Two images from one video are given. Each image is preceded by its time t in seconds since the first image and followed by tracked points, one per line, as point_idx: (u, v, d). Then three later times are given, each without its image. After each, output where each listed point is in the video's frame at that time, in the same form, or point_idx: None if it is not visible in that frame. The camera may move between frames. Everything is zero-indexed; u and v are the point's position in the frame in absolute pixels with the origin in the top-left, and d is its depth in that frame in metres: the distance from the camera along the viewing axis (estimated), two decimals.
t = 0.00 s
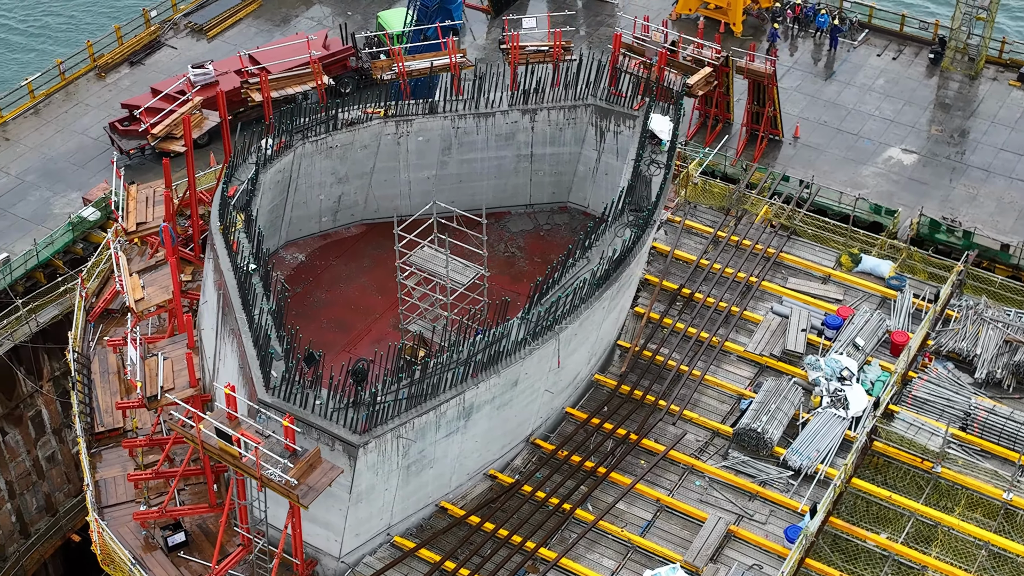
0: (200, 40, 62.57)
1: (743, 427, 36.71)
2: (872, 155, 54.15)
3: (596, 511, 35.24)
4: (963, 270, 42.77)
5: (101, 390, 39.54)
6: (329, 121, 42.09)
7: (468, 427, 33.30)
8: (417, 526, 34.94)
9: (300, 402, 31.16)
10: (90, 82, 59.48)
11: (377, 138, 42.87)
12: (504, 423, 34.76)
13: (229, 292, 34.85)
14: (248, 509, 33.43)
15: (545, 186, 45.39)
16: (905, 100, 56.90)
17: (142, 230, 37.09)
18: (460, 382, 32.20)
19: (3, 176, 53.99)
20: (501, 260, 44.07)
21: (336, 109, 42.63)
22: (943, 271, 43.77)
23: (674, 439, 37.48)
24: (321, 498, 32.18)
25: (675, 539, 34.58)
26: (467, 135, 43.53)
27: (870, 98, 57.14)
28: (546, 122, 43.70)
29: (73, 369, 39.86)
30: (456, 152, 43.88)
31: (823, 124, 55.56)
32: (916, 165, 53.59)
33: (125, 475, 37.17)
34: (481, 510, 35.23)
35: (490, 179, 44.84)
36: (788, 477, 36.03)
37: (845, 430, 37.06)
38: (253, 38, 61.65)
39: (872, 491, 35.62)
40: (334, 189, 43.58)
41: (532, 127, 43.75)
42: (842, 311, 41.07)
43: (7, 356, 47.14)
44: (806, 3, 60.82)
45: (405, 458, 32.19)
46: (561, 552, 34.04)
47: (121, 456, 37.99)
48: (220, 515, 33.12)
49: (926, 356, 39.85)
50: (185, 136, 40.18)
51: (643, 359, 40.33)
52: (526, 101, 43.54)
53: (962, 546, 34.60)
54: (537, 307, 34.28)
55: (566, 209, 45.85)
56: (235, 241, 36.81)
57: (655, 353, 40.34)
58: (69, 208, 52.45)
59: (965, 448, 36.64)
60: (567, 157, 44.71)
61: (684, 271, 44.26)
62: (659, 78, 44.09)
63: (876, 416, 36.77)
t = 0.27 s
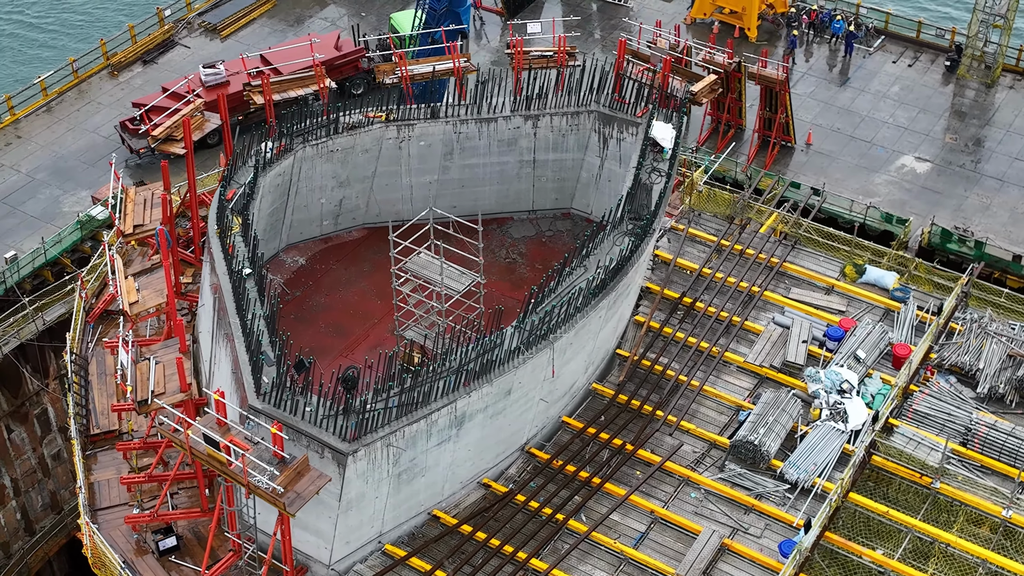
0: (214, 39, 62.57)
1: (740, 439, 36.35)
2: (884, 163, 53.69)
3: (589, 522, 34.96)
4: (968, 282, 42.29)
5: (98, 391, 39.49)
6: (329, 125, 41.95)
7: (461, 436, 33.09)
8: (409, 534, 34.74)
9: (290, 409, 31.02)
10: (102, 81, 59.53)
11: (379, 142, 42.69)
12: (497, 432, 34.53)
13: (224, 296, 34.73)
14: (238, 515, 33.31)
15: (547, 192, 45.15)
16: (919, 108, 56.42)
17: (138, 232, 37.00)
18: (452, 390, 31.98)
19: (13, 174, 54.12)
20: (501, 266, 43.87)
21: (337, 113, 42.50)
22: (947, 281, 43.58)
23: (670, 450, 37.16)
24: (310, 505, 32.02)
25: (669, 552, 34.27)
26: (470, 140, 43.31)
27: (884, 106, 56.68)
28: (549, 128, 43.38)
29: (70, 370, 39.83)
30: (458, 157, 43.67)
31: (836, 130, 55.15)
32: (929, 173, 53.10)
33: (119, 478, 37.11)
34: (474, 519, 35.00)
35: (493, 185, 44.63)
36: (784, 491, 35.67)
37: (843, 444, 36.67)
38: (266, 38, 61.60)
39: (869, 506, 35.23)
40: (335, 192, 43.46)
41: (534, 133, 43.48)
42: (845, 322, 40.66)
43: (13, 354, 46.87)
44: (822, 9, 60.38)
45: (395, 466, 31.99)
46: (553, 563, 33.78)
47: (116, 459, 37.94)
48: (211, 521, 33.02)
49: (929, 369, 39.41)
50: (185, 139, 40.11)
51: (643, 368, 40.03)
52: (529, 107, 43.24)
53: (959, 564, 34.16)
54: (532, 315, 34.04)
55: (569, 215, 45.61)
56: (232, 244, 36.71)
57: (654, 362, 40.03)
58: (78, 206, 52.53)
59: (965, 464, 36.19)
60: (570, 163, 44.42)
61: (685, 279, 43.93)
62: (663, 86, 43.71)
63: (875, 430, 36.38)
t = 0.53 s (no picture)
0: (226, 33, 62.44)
1: (736, 446, 36.01)
2: (896, 166, 53.19)
3: (582, 527, 34.70)
4: (972, 290, 41.82)
5: (94, 387, 39.41)
6: (329, 123, 41.80)
7: (452, 439, 32.87)
8: (400, 537, 34.55)
9: (280, 410, 30.88)
10: (114, 75, 59.49)
11: (379, 141, 42.52)
12: (490, 436, 34.29)
13: (218, 295, 34.61)
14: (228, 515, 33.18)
15: (549, 193, 44.87)
16: (934, 110, 55.88)
17: (134, 230, 36.90)
18: (443, 394, 31.76)
19: (22, 166, 54.20)
20: (502, 267, 43.64)
21: (338, 111, 42.37)
22: (950, 287, 43.47)
23: (666, 456, 36.85)
24: (300, 507, 31.87)
25: (661, 559, 33.99)
26: (471, 140, 43.09)
27: (898, 107, 56.17)
28: (551, 129, 43.14)
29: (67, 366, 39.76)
30: (459, 157, 43.45)
31: (849, 132, 54.67)
32: (942, 176, 52.59)
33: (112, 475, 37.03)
34: (465, 523, 34.79)
35: (495, 185, 44.39)
36: (779, 499, 35.32)
37: (841, 452, 36.29)
38: (278, 33, 61.46)
39: (865, 515, 34.85)
40: (335, 191, 43.31)
41: (536, 133, 43.22)
42: (846, 329, 40.25)
43: (19, 347, 46.65)
44: (837, 9, 59.86)
45: (386, 469, 31.80)
46: (543, 569, 33.54)
47: (111, 456, 37.88)
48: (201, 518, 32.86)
49: (930, 378, 38.98)
50: (184, 136, 40.00)
51: (641, 372, 39.74)
52: (531, 108, 43.01)
53: None
54: (526, 319, 33.78)
55: (571, 217, 45.28)
56: (228, 243, 36.63)
57: (652, 367, 39.72)
58: (86, 200, 52.55)
59: (964, 474, 35.79)
60: (572, 164, 44.12)
61: (686, 283, 43.60)
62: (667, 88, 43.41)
63: (873, 439, 36.00)
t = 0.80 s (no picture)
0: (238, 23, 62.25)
1: (731, 448, 35.70)
2: (909, 164, 52.69)
3: (574, 528, 34.48)
4: (975, 292, 41.33)
5: (90, 379, 39.32)
6: (329, 118, 41.64)
7: (443, 438, 32.66)
8: (391, 535, 34.38)
9: (269, 407, 30.76)
10: (125, 63, 59.34)
11: (379, 135, 42.33)
12: (483, 436, 34.08)
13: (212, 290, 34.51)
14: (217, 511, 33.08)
15: (551, 189, 44.54)
16: (948, 108, 55.33)
17: (130, 223, 36.83)
18: (433, 393, 31.55)
19: (32, 155, 54.23)
20: (502, 264, 43.40)
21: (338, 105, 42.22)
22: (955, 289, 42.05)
23: (661, 457, 36.57)
24: (289, 504, 31.77)
25: (653, 561, 33.75)
26: (471, 136, 42.83)
27: (912, 105, 55.63)
28: (553, 125, 42.84)
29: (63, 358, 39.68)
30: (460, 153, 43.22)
31: (861, 129, 54.14)
32: (954, 175, 52.07)
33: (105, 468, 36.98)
34: (457, 522, 34.61)
35: (496, 181, 44.13)
36: (774, 502, 35.00)
37: (837, 456, 35.95)
38: (291, 23, 61.24)
39: (860, 520, 34.51)
40: (335, 185, 43.15)
41: (538, 130, 42.92)
42: (846, 331, 39.86)
43: (25, 336, 47.18)
44: (852, 5, 59.29)
45: (375, 467, 31.63)
46: (533, 570, 33.34)
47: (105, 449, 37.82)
48: (191, 513, 32.91)
49: (930, 382, 38.58)
50: (182, 129, 39.88)
51: (639, 372, 39.45)
52: (532, 103, 42.70)
53: None
54: (519, 318, 33.53)
55: (573, 214, 44.96)
56: (223, 237, 36.52)
57: (649, 367, 39.43)
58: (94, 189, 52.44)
59: (962, 480, 35.42)
60: (574, 161, 43.79)
61: (687, 282, 43.25)
62: (670, 85, 42.96)
63: (869, 443, 35.64)
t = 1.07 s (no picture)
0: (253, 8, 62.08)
1: (728, 446, 35.36)
2: (923, 159, 52.15)
3: (567, 525, 34.28)
4: (981, 292, 40.82)
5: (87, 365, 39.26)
6: (331, 107, 41.49)
7: (436, 433, 32.49)
8: (383, 528, 34.29)
9: (260, 399, 30.66)
10: (139, 47, 59.31)
11: (382, 125, 42.14)
12: (477, 430, 33.89)
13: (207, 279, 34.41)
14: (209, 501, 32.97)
15: (555, 182, 44.19)
16: (964, 103, 54.73)
17: (128, 211, 36.71)
18: (425, 387, 31.38)
19: (44, 138, 54.37)
20: (503, 256, 43.11)
21: (341, 94, 42.08)
22: (962, 290, 41.65)
23: (657, 454, 36.29)
24: (279, 496, 31.68)
25: (646, 560, 33.52)
26: (475, 127, 42.56)
27: (928, 99, 55.05)
28: (556, 117, 42.50)
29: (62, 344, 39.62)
30: (463, 144, 42.96)
31: (876, 123, 53.64)
32: (969, 171, 51.52)
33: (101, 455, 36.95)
34: (450, 516, 34.44)
35: (499, 173, 43.84)
36: (770, 502, 34.68)
37: (836, 456, 35.57)
38: (305, 9, 61.01)
39: (857, 522, 34.19)
40: (337, 175, 42.98)
41: (541, 121, 42.60)
42: (848, 329, 39.38)
43: (32, 320, 47.04)
44: None
45: (367, 461, 31.49)
46: (525, 566, 33.16)
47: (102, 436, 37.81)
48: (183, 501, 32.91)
49: (932, 383, 38.17)
50: (183, 116, 39.73)
51: (638, 368, 39.13)
52: (535, 95, 42.39)
53: None
54: (514, 313, 33.30)
55: (577, 206, 44.60)
56: (221, 226, 36.45)
57: (649, 362, 39.10)
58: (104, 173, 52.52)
59: (961, 483, 35.04)
60: (578, 154, 43.45)
61: (688, 276, 42.84)
62: (676, 79, 42.50)
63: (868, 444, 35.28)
